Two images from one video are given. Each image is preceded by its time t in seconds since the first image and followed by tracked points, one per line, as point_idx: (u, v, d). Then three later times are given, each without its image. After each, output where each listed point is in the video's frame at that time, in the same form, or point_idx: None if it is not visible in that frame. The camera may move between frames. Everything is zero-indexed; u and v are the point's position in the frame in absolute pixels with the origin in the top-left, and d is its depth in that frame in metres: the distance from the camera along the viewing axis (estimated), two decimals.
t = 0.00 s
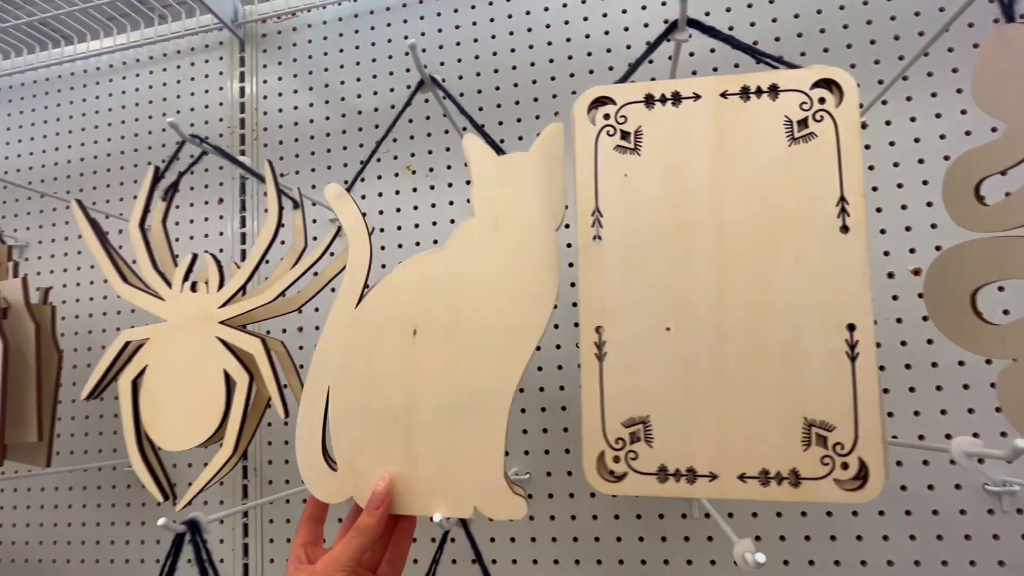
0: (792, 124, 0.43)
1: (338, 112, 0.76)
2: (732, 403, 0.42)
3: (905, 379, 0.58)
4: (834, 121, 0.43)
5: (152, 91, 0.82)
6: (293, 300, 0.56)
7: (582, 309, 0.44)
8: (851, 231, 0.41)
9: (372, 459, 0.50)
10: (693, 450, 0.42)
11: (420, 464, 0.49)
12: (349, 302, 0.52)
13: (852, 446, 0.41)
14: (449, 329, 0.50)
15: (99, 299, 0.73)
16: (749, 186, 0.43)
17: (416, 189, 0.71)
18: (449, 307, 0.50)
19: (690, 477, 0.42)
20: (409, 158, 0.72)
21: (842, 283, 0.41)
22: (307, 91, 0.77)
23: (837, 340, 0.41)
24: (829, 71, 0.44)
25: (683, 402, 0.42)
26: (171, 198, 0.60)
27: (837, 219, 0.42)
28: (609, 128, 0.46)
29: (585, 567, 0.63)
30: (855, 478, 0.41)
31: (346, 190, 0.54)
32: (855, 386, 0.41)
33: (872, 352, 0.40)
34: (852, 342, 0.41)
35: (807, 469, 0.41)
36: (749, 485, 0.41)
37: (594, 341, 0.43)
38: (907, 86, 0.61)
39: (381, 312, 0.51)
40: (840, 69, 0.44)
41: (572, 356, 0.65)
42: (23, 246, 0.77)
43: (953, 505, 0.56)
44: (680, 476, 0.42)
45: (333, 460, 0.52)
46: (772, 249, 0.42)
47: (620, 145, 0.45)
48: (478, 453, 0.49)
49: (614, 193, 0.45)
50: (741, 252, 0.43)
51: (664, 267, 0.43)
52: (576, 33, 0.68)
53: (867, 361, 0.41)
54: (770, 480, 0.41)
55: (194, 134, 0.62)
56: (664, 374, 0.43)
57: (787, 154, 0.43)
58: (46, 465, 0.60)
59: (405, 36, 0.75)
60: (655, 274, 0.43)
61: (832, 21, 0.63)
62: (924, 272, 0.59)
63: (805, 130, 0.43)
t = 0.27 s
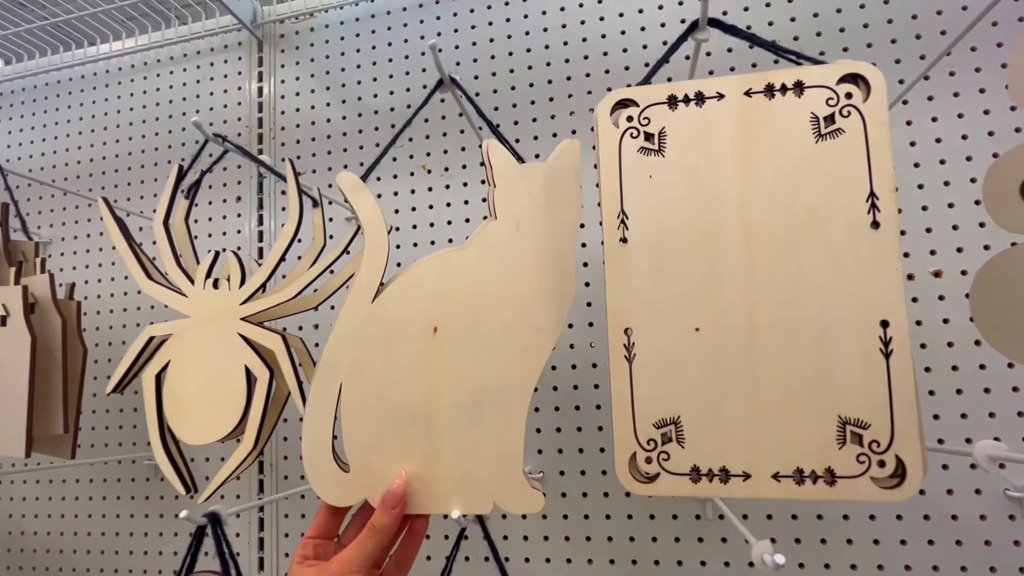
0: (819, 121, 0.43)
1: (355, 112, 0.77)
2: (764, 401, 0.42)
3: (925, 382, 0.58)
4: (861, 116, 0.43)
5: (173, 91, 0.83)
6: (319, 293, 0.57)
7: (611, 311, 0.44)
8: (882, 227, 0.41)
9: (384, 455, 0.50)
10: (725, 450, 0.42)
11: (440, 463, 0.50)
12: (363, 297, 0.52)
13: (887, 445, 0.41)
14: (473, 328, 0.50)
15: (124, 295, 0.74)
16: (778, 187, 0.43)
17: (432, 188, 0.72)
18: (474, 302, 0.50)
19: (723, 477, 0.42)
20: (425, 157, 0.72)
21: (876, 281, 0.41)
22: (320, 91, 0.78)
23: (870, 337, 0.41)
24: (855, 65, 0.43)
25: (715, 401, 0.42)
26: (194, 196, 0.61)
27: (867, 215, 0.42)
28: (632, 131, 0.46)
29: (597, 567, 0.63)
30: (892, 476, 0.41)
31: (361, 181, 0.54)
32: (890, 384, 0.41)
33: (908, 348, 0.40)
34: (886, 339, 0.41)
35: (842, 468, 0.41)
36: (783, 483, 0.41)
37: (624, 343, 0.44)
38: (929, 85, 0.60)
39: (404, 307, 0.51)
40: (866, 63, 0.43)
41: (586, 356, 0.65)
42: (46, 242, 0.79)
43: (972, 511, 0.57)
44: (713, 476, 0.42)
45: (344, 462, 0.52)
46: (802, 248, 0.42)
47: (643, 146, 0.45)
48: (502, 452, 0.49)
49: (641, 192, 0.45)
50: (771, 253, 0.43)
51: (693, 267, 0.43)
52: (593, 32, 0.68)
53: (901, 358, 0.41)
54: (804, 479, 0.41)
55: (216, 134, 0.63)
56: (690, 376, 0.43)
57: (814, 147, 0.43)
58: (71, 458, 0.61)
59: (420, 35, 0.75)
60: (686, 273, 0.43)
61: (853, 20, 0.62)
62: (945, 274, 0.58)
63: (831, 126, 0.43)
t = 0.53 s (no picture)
0: (835, 119, 0.43)
1: (367, 110, 0.77)
2: (765, 403, 0.41)
3: (943, 383, 0.57)
4: (879, 115, 0.42)
5: (189, 89, 0.84)
6: (327, 294, 0.58)
7: (614, 302, 0.44)
8: (897, 228, 0.41)
9: (396, 450, 0.51)
10: (722, 453, 0.42)
11: (452, 459, 0.50)
12: (379, 293, 0.52)
13: (893, 457, 0.40)
14: (487, 324, 0.50)
15: (142, 290, 0.75)
16: (789, 186, 0.43)
17: (445, 185, 0.72)
18: (485, 299, 0.50)
19: (715, 478, 0.42)
20: (438, 155, 0.73)
21: (890, 285, 0.41)
22: (334, 89, 0.78)
23: (880, 344, 0.40)
24: (874, 66, 0.43)
25: (715, 402, 0.42)
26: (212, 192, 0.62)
27: (882, 215, 0.41)
28: (642, 121, 0.45)
29: (609, 565, 0.63)
30: (897, 491, 0.40)
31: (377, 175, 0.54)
32: (898, 394, 0.40)
33: (918, 357, 0.40)
34: (896, 345, 0.40)
35: (843, 479, 0.40)
36: (779, 490, 0.41)
37: (622, 332, 0.44)
38: (949, 83, 0.59)
39: (418, 302, 0.51)
40: (886, 63, 0.43)
41: (598, 354, 0.65)
42: (65, 237, 0.81)
43: (990, 514, 0.56)
44: (705, 477, 0.42)
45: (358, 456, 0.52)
46: (811, 246, 0.42)
47: (654, 137, 0.45)
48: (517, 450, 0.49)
49: (649, 187, 0.44)
50: (780, 253, 0.42)
51: (698, 263, 0.43)
52: (607, 30, 0.68)
53: (910, 366, 0.40)
54: (803, 488, 0.41)
55: (234, 130, 0.63)
56: (694, 375, 0.43)
57: (830, 147, 0.43)
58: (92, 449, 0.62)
59: (433, 33, 0.75)
60: (691, 272, 0.43)
61: (871, 16, 0.62)
62: (964, 274, 0.58)
63: (847, 124, 0.43)
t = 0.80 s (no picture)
0: (848, 117, 0.43)
1: (378, 106, 0.77)
2: (769, 400, 0.41)
3: (956, 383, 0.57)
4: (894, 114, 0.42)
5: (201, 86, 0.85)
6: (332, 292, 0.57)
7: (621, 297, 0.44)
8: (908, 228, 0.40)
9: (404, 443, 0.51)
10: (726, 447, 0.42)
11: (460, 454, 0.50)
12: (388, 288, 0.53)
13: (897, 455, 0.40)
14: (497, 318, 0.50)
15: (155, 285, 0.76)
16: (800, 183, 0.42)
17: (456, 182, 0.72)
18: (495, 293, 0.50)
19: (720, 473, 0.42)
20: (448, 151, 0.73)
21: (900, 285, 0.40)
22: (344, 86, 0.79)
23: (888, 343, 0.40)
24: (890, 63, 0.43)
25: (720, 397, 0.42)
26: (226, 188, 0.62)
27: (893, 214, 0.41)
28: (654, 117, 0.45)
29: (618, 562, 0.63)
30: (900, 489, 0.40)
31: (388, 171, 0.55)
32: (904, 392, 0.40)
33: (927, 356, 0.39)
34: (903, 345, 0.40)
35: (846, 475, 0.40)
36: (782, 485, 0.41)
37: (629, 328, 0.44)
38: (965, 79, 0.59)
39: (430, 297, 0.52)
40: (901, 60, 0.42)
41: (607, 351, 0.65)
42: (79, 233, 0.82)
43: (1004, 514, 0.55)
44: (710, 471, 0.42)
45: (367, 449, 0.53)
46: (819, 243, 0.42)
47: (666, 133, 0.45)
48: (528, 444, 0.49)
49: (659, 183, 0.44)
50: (788, 249, 0.42)
51: (706, 260, 0.43)
52: (618, 27, 0.68)
53: (918, 366, 0.39)
54: (806, 483, 0.40)
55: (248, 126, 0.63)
56: (700, 371, 0.42)
57: (843, 147, 0.42)
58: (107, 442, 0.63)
59: (443, 30, 0.76)
60: (697, 267, 0.43)
61: (886, 12, 0.61)
62: (979, 272, 0.57)
63: (860, 123, 0.42)
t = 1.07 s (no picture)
0: (864, 111, 0.42)
1: (383, 103, 0.77)
2: (794, 397, 0.41)
3: (964, 382, 0.57)
4: (908, 107, 0.42)
5: (208, 83, 0.85)
6: (345, 287, 0.57)
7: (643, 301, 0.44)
8: (927, 220, 0.40)
9: (410, 439, 0.51)
10: (753, 441, 0.42)
11: (465, 450, 0.50)
12: (393, 283, 0.53)
13: (923, 442, 0.40)
14: (505, 315, 0.50)
15: (160, 281, 0.77)
16: (815, 178, 0.42)
17: (460, 179, 0.72)
18: (502, 288, 0.50)
19: (752, 469, 0.42)
20: (453, 149, 0.73)
21: (920, 277, 0.40)
22: (350, 83, 0.79)
23: (910, 334, 0.40)
24: (903, 55, 0.42)
25: (745, 393, 0.42)
26: (233, 186, 0.62)
27: (911, 208, 0.41)
28: (669, 119, 0.45)
29: (621, 560, 0.64)
30: (926, 474, 0.40)
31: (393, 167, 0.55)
32: (928, 379, 0.40)
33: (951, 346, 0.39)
34: (925, 335, 0.40)
35: (874, 464, 0.40)
36: (813, 476, 0.41)
37: (655, 332, 0.43)
38: (975, 76, 0.58)
39: (437, 294, 0.52)
40: (914, 52, 0.42)
41: (612, 349, 0.65)
42: (86, 229, 0.82)
43: (1011, 514, 0.55)
44: (742, 468, 0.42)
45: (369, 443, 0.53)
46: (839, 239, 0.41)
47: (680, 137, 0.45)
48: (534, 442, 0.49)
49: (675, 182, 0.44)
50: (807, 244, 0.42)
51: (726, 257, 0.43)
52: (624, 23, 0.67)
53: (941, 355, 0.39)
54: (836, 474, 0.40)
55: (255, 123, 0.64)
56: (718, 368, 0.42)
57: (858, 141, 0.42)
58: (114, 435, 0.64)
59: (450, 27, 0.76)
60: (715, 263, 0.43)
61: (895, 8, 0.61)
62: (988, 271, 0.57)
63: (876, 117, 0.42)
